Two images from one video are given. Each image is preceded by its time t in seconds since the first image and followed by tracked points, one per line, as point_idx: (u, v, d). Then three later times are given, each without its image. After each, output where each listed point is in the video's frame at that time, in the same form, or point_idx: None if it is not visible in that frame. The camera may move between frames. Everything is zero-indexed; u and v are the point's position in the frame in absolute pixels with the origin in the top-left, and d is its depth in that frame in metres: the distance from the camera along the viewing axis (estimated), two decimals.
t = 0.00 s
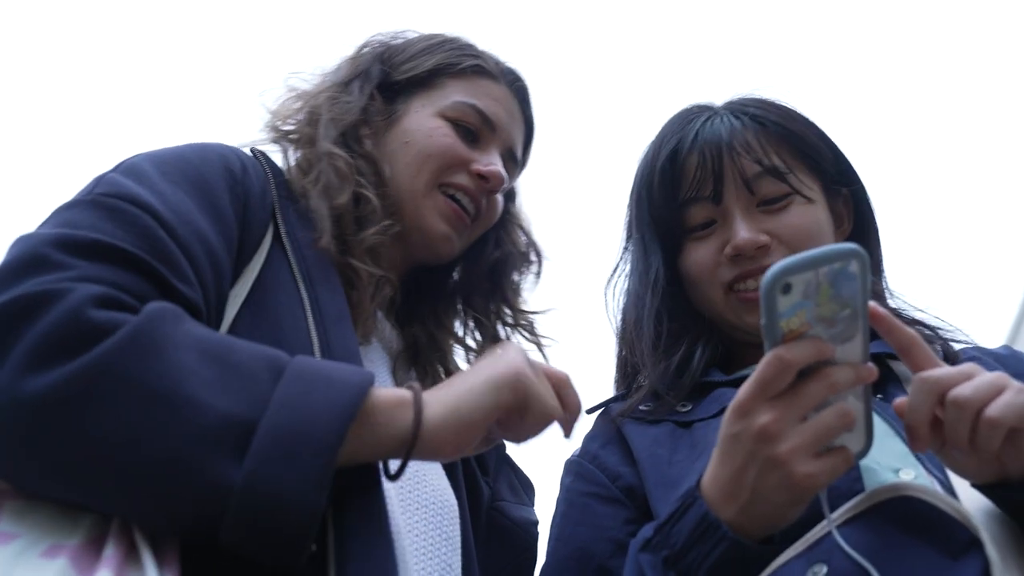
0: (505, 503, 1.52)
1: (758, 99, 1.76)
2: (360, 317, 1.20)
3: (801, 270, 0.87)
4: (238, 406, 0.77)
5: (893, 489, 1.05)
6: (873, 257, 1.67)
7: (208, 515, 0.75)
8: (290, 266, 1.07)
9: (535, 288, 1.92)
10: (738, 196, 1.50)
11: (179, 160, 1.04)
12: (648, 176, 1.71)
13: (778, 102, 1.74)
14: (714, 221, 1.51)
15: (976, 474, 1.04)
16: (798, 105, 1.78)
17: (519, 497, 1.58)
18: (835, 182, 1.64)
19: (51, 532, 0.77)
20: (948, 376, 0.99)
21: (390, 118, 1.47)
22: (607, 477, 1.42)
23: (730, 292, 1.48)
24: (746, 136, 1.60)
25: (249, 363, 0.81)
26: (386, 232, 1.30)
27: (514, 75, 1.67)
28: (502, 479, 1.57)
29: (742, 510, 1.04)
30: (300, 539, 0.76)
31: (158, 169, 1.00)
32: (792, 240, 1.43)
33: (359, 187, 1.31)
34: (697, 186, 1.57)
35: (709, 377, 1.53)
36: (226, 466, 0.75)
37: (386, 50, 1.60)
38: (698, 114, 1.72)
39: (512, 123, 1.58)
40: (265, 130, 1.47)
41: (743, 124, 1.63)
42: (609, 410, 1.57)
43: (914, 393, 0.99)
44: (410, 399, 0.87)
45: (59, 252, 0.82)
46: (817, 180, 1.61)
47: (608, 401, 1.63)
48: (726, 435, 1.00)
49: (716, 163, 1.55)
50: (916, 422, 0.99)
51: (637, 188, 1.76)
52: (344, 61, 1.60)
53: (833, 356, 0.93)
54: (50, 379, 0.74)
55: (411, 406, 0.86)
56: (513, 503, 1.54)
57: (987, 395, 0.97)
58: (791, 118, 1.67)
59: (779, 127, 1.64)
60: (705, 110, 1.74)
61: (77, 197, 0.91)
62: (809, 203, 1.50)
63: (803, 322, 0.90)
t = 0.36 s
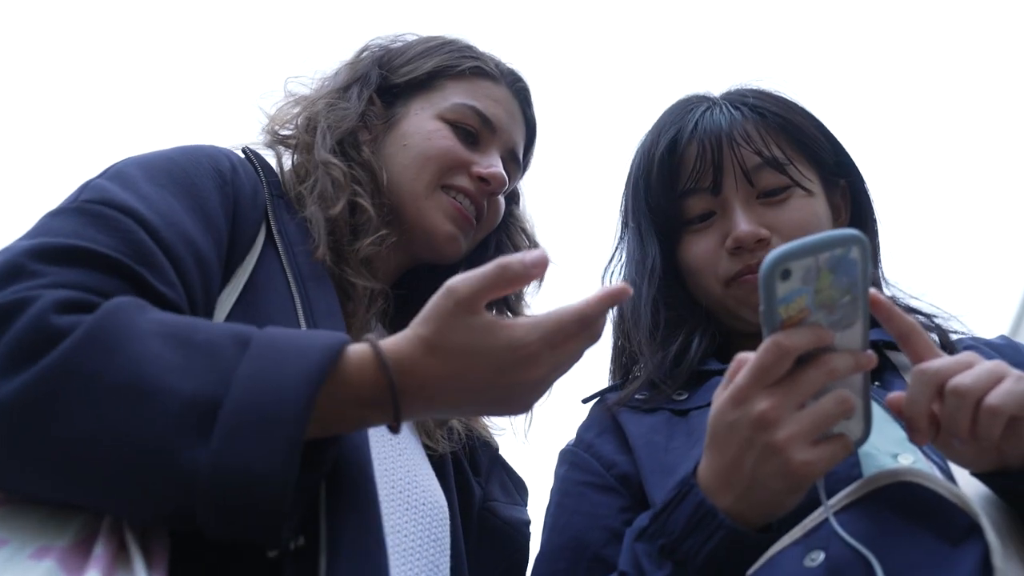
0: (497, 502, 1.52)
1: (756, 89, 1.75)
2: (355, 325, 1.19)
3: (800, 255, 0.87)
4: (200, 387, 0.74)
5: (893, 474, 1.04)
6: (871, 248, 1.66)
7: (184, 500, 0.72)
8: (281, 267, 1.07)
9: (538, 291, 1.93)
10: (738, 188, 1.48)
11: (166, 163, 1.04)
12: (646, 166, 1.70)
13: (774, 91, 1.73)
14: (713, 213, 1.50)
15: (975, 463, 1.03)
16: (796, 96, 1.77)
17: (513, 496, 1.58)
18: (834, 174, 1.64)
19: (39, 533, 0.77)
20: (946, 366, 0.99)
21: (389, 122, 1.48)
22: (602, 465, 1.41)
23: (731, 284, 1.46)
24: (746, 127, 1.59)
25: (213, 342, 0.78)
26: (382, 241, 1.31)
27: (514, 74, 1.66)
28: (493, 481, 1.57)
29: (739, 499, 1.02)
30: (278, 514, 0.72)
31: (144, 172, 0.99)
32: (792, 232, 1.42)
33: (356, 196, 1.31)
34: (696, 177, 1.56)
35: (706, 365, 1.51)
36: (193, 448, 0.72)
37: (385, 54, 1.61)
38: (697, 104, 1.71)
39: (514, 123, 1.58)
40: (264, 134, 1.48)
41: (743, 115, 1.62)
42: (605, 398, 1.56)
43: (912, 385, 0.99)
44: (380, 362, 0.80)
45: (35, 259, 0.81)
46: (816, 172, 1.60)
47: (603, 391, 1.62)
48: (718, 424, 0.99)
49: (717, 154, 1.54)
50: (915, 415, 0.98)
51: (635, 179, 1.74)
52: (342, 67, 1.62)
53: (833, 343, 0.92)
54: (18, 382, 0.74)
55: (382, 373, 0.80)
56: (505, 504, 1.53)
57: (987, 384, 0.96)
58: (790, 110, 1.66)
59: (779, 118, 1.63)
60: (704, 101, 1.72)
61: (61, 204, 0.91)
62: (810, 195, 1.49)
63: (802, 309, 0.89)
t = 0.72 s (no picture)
0: (503, 501, 1.53)
1: (768, 82, 1.74)
2: (350, 333, 1.18)
3: (811, 245, 0.86)
4: (182, 432, 0.74)
5: (903, 465, 1.04)
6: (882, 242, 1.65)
7: (161, 549, 0.73)
8: (278, 279, 1.07)
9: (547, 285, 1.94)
10: (752, 183, 1.47)
11: (162, 177, 1.03)
12: (657, 159, 1.69)
13: (787, 84, 1.72)
14: (725, 209, 1.50)
15: (985, 456, 1.03)
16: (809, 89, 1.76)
17: (521, 493, 1.58)
18: (846, 170, 1.63)
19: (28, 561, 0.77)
20: (959, 358, 0.98)
21: (391, 120, 1.48)
22: (609, 458, 1.41)
23: (744, 282, 1.46)
24: (760, 122, 1.58)
25: (197, 380, 0.78)
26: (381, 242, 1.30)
27: (516, 65, 1.65)
28: (500, 477, 1.58)
29: (745, 489, 1.02)
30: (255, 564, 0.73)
31: (139, 186, 0.99)
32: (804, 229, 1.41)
33: (354, 196, 1.32)
34: (708, 173, 1.55)
35: (715, 358, 1.51)
36: (172, 498, 0.72)
37: (386, 51, 1.61)
38: (709, 99, 1.70)
39: (518, 116, 1.57)
40: (265, 136, 1.49)
41: (758, 111, 1.61)
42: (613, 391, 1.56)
43: (924, 378, 0.98)
44: (365, 416, 0.79)
45: (23, 282, 0.81)
46: (829, 168, 1.59)
47: (612, 384, 1.62)
48: (725, 412, 0.98)
49: (731, 150, 1.53)
50: (928, 410, 0.98)
51: (645, 171, 1.74)
52: (342, 66, 1.62)
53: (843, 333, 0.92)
54: (5, 421, 0.74)
55: (366, 424, 0.80)
56: (511, 502, 1.54)
57: (1000, 376, 0.96)
58: (803, 103, 1.65)
59: (793, 113, 1.62)
60: (716, 94, 1.71)
61: (55, 220, 0.91)
62: (822, 192, 1.48)
63: (812, 299, 0.88)
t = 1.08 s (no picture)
0: (501, 514, 1.53)
1: (764, 84, 1.75)
2: (340, 359, 1.23)
3: (811, 251, 0.86)
4: (153, 463, 0.74)
5: (899, 467, 1.05)
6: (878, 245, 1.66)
7: None
8: (267, 303, 1.08)
9: (541, 292, 1.93)
10: (747, 187, 1.48)
11: (148, 203, 1.03)
12: (653, 163, 1.70)
13: (782, 87, 1.73)
14: (720, 211, 1.50)
15: (981, 456, 1.03)
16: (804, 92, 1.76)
17: (518, 504, 1.58)
18: (841, 173, 1.63)
19: None
20: (952, 358, 0.98)
21: (381, 137, 1.49)
22: (604, 460, 1.41)
23: (740, 285, 1.46)
24: (755, 126, 1.58)
25: (166, 410, 0.78)
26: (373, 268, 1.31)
27: (507, 74, 1.65)
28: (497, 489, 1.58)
29: (742, 494, 1.02)
30: None
31: (124, 213, 0.99)
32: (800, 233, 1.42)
33: (347, 224, 1.32)
34: (703, 176, 1.55)
35: (712, 361, 1.52)
36: (141, 531, 0.71)
37: (375, 65, 1.61)
38: (704, 102, 1.70)
39: (509, 129, 1.57)
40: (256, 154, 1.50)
41: (752, 113, 1.61)
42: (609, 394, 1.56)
43: (918, 380, 0.99)
44: (333, 430, 0.79)
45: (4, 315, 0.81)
46: (824, 171, 1.59)
47: (608, 386, 1.62)
48: (723, 417, 0.99)
49: (725, 153, 1.53)
50: (922, 412, 0.98)
51: (640, 173, 1.74)
52: (331, 81, 1.62)
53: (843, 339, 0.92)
54: None
55: (334, 437, 0.79)
56: (508, 514, 1.54)
57: (993, 375, 0.96)
58: (798, 107, 1.65)
59: (787, 116, 1.62)
60: (712, 97, 1.72)
61: (40, 250, 0.91)
62: (817, 195, 1.49)
63: (812, 304, 0.89)
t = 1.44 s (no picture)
0: (501, 523, 1.53)
1: (771, 89, 1.75)
2: (344, 372, 1.24)
3: (818, 253, 0.87)
4: (159, 475, 0.75)
5: (908, 471, 1.04)
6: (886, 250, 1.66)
7: None
8: (268, 314, 1.09)
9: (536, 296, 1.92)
10: (754, 191, 1.49)
11: (150, 215, 1.04)
12: (660, 167, 1.70)
13: (790, 92, 1.73)
14: (727, 216, 1.51)
15: (987, 458, 1.03)
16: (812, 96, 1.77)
17: (520, 513, 1.58)
18: (849, 178, 1.64)
19: None
20: (959, 361, 0.98)
21: (376, 148, 1.50)
22: (611, 464, 1.41)
23: (748, 290, 1.46)
24: (762, 130, 1.59)
25: (171, 423, 0.79)
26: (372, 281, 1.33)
27: (504, 80, 1.65)
28: (499, 498, 1.58)
29: (750, 499, 1.02)
30: None
31: (127, 226, 1.00)
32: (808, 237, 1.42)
33: (345, 236, 1.34)
34: (710, 180, 1.56)
35: (720, 365, 1.52)
36: (147, 544, 0.72)
37: (369, 73, 1.61)
38: (712, 107, 1.71)
39: (506, 138, 1.58)
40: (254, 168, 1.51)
41: (759, 118, 1.62)
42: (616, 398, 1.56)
43: (925, 383, 0.98)
44: (340, 439, 0.80)
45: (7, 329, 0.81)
46: (831, 175, 1.60)
47: (614, 391, 1.62)
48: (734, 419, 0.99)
49: (733, 158, 1.54)
50: (930, 414, 0.98)
51: (647, 177, 1.75)
52: (325, 92, 1.63)
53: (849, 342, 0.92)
54: None
55: (340, 447, 0.80)
56: (510, 523, 1.54)
57: (1000, 377, 0.96)
58: (805, 111, 1.66)
59: (795, 120, 1.63)
60: (719, 101, 1.72)
61: (44, 263, 0.92)
62: (825, 200, 1.50)
63: (819, 307, 0.89)
